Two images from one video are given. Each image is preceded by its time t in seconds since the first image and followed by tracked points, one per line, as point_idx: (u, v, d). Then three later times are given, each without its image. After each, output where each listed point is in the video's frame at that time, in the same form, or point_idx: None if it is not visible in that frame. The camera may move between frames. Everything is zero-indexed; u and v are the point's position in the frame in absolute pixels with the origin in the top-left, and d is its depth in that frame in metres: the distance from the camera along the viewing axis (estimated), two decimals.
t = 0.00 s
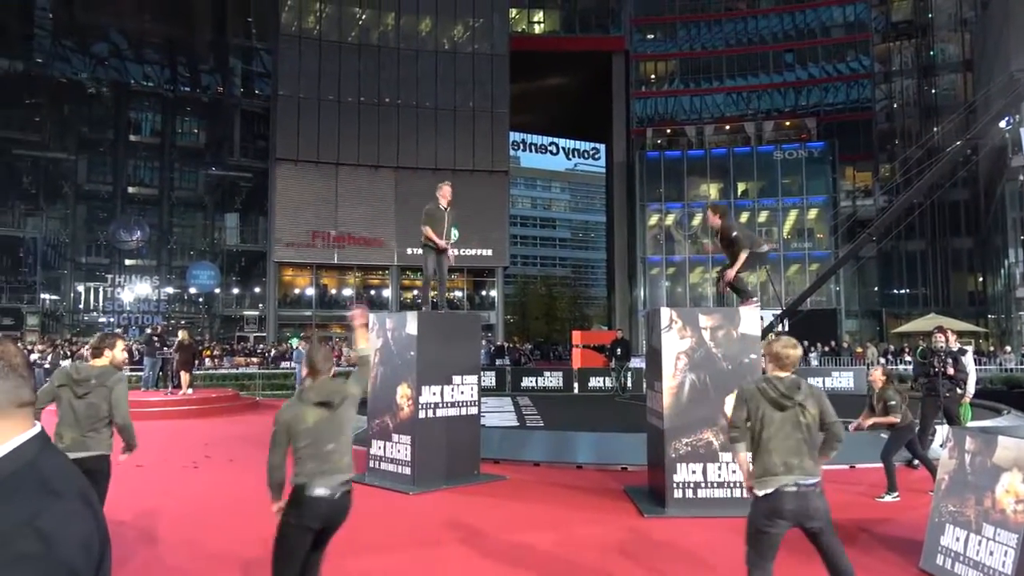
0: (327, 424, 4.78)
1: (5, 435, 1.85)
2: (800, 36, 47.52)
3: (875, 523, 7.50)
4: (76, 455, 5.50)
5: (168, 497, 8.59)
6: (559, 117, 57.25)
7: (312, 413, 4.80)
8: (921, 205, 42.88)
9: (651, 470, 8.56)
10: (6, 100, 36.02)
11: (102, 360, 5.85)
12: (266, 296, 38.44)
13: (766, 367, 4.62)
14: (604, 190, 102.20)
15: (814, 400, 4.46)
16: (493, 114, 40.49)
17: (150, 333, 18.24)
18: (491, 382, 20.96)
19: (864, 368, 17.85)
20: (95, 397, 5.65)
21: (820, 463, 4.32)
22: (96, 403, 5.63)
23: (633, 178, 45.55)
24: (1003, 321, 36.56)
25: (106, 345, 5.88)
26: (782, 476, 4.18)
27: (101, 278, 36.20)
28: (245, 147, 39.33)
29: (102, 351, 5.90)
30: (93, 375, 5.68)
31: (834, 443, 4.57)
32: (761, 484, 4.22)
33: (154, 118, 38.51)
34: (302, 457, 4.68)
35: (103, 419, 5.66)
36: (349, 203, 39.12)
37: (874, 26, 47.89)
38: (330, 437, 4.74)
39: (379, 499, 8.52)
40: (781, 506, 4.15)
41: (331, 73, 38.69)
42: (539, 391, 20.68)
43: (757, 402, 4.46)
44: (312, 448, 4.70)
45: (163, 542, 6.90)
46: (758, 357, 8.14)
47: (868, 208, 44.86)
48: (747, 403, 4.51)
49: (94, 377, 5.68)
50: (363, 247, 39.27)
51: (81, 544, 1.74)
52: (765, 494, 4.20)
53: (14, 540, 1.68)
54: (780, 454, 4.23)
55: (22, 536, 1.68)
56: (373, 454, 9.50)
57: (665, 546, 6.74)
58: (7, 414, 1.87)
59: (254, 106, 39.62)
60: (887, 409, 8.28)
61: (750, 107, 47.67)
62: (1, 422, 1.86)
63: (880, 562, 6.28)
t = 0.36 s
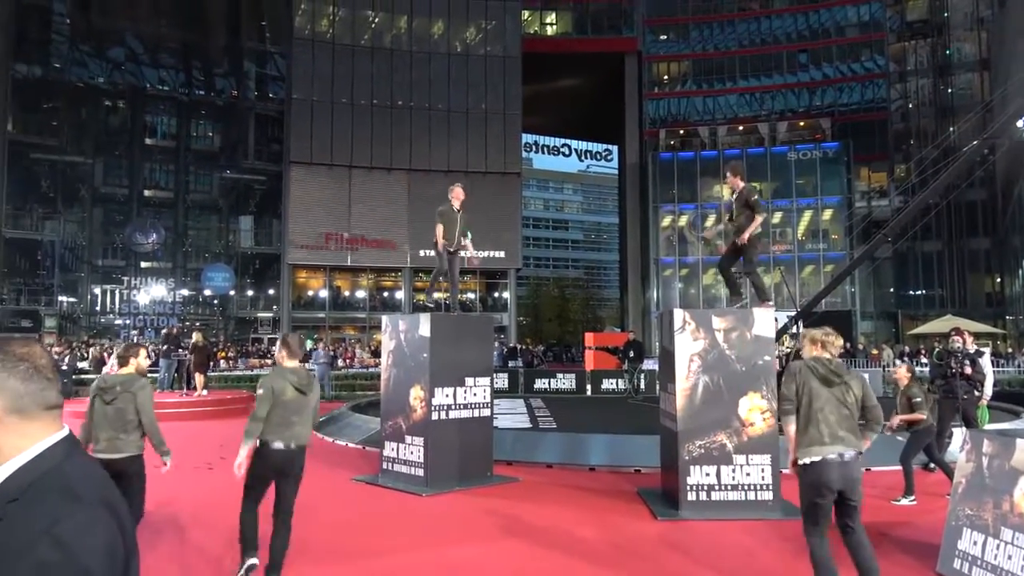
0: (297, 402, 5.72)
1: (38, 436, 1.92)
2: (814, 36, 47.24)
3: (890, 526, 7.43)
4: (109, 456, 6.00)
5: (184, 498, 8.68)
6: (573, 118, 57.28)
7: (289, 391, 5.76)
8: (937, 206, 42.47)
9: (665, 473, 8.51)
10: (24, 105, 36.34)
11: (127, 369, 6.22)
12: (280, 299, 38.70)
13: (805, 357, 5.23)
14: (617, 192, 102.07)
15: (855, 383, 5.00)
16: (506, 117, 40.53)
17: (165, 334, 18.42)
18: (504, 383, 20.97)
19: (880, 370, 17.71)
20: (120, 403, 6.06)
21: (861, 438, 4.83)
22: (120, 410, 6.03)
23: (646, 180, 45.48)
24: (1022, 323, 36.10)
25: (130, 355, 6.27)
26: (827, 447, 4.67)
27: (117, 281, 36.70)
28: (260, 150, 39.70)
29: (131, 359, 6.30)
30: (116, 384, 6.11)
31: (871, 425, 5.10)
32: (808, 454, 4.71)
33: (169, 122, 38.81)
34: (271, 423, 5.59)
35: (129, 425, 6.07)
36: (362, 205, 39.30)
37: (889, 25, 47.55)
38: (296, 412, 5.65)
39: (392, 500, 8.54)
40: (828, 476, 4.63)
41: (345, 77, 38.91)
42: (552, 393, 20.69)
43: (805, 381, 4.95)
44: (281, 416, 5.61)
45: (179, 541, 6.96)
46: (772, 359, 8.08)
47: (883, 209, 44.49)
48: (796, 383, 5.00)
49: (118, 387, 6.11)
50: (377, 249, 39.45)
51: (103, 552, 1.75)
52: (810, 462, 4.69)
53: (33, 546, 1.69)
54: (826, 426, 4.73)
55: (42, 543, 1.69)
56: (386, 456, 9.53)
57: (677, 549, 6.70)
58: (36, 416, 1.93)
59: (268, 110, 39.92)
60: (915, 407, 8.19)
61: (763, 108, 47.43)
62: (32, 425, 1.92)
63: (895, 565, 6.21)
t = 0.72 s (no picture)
0: (283, 406, 6.61)
1: (70, 441, 1.95)
2: (825, 37, 46.90)
3: (904, 530, 7.37)
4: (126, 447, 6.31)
5: (198, 499, 8.75)
6: (583, 119, 57.25)
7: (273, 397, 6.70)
8: (950, 207, 42.09)
9: (677, 476, 8.49)
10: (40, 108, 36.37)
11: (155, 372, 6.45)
12: (291, 301, 38.89)
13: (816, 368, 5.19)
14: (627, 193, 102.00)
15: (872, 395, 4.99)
16: (516, 119, 40.53)
17: (180, 335, 18.58)
18: (515, 385, 21.01)
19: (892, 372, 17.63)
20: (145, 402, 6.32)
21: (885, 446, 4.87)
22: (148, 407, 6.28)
23: (656, 181, 45.38)
24: None
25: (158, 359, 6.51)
26: (862, 459, 4.65)
27: (130, 284, 37.27)
28: (271, 153, 39.92)
29: (160, 362, 6.54)
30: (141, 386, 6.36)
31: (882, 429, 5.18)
32: (843, 467, 4.68)
33: (183, 126, 39.30)
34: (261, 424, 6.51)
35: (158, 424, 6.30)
36: (373, 208, 39.44)
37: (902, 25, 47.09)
38: (282, 415, 6.55)
39: (404, 502, 8.57)
40: (860, 488, 4.63)
41: (356, 81, 39.03)
42: (563, 395, 20.70)
43: (831, 392, 4.89)
44: (269, 418, 6.53)
45: (194, 543, 7.02)
46: (784, 361, 8.04)
47: (896, 210, 44.14)
48: (822, 394, 4.93)
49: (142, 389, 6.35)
50: (388, 251, 39.59)
51: (138, 560, 1.77)
52: (845, 475, 4.66)
53: (67, 556, 1.69)
54: (857, 440, 4.70)
55: (76, 553, 1.69)
56: (397, 458, 9.56)
57: (691, 551, 6.69)
58: (68, 422, 1.97)
59: (279, 113, 40.13)
60: (940, 406, 8.02)
61: (774, 109, 47.23)
62: (63, 430, 1.96)
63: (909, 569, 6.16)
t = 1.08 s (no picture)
0: (288, 384, 8.08)
1: (85, 441, 1.97)
2: (830, 39, 47.28)
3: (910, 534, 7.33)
4: (157, 436, 7.04)
5: (206, 501, 8.78)
6: (589, 122, 57.27)
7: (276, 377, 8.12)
8: (957, 208, 41.86)
9: (683, 479, 8.47)
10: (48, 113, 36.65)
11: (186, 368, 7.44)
12: (297, 304, 38.94)
13: (850, 394, 5.11)
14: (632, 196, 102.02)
15: (902, 418, 4.93)
16: (522, 121, 40.56)
17: (187, 338, 18.66)
18: (520, 388, 20.99)
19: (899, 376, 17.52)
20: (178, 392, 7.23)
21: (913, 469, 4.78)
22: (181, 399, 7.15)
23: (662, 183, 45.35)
24: None
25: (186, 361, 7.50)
26: (890, 487, 4.59)
27: (138, 286, 37.10)
28: (277, 156, 40.05)
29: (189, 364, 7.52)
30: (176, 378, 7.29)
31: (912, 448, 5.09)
32: (872, 496, 4.61)
33: (190, 129, 39.27)
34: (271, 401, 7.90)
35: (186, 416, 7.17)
36: (378, 211, 39.47)
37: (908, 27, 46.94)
38: (288, 391, 8.06)
39: (410, 504, 8.57)
40: (897, 511, 4.56)
41: (362, 84, 39.17)
42: (568, 398, 20.69)
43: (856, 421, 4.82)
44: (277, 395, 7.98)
45: (202, 544, 7.04)
46: (791, 364, 8.01)
47: (903, 212, 43.92)
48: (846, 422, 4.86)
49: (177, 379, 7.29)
50: (394, 254, 39.62)
51: (155, 559, 1.77)
52: (878, 503, 4.59)
53: (89, 555, 1.70)
54: (888, 466, 4.65)
55: (98, 552, 1.70)
56: (403, 460, 9.56)
57: (698, 555, 6.66)
58: (83, 423, 1.98)
59: (285, 116, 40.28)
60: (958, 403, 7.96)
61: (780, 111, 47.28)
62: (78, 431, 1.97)
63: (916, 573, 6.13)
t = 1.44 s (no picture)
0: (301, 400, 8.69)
1: (73, 437, 1.97)
2: (833, 42, 47.32)
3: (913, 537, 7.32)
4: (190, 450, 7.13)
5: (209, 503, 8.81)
6: (592, 125, 57.31)
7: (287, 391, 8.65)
8: (961, 211, 41.74)
9: (685, 482, 8.45)
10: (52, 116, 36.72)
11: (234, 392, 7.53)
12: (300, 306, 38.92)
13: (839, 391, 5.28)
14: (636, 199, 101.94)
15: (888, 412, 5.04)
16: (525, 124, 40.57)
17: (191, 340, 18.71)
18: (523, 391, 20.97)
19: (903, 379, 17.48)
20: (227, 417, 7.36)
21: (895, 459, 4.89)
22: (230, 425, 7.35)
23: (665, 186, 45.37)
24: None
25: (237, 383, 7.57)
26: (864, 472, 4.73)
27: (140, 288, 37.63)
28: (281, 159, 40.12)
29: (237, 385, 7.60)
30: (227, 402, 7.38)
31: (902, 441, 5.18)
32: (847, 481, 4.78)
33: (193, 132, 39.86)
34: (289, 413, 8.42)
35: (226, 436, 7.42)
36: (381, 213, 39.47)
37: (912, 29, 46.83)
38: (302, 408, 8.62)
39: (412, 507, 8.57)
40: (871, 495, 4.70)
41: (365, 88, 39.21)
42: (571, 401, 20.67)
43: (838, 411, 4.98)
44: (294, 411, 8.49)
45: (205, 546, 7.06)
46: (794, 367, 8.00)
47: (907, 215, 43.79)
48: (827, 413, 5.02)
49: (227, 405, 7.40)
50: (397, 256, 39.60)
51: (150, 542, 1.80)
52: (852, 487, 4.75)
53: (87, 538, 1.72)
54: (864, 452, 4.78)
55: (97, 534, 1.73)
56: (405, 463, 9.57)
57: (699, 558, 6.66)
58: (72, 419, 1.98)
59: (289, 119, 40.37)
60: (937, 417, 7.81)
61: (783, 114, 47.36)
62: (67, 426, 1.97)
63: None
